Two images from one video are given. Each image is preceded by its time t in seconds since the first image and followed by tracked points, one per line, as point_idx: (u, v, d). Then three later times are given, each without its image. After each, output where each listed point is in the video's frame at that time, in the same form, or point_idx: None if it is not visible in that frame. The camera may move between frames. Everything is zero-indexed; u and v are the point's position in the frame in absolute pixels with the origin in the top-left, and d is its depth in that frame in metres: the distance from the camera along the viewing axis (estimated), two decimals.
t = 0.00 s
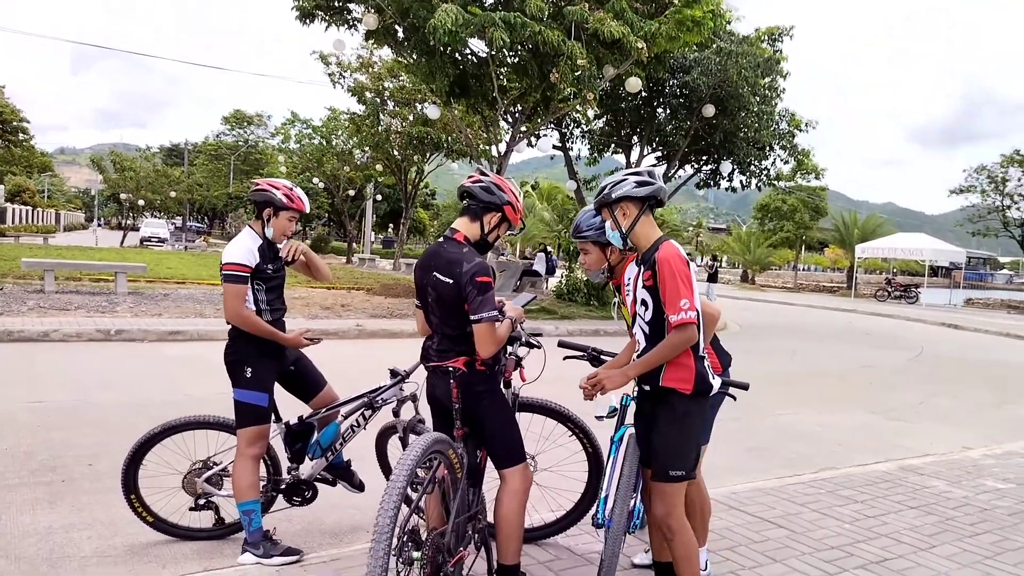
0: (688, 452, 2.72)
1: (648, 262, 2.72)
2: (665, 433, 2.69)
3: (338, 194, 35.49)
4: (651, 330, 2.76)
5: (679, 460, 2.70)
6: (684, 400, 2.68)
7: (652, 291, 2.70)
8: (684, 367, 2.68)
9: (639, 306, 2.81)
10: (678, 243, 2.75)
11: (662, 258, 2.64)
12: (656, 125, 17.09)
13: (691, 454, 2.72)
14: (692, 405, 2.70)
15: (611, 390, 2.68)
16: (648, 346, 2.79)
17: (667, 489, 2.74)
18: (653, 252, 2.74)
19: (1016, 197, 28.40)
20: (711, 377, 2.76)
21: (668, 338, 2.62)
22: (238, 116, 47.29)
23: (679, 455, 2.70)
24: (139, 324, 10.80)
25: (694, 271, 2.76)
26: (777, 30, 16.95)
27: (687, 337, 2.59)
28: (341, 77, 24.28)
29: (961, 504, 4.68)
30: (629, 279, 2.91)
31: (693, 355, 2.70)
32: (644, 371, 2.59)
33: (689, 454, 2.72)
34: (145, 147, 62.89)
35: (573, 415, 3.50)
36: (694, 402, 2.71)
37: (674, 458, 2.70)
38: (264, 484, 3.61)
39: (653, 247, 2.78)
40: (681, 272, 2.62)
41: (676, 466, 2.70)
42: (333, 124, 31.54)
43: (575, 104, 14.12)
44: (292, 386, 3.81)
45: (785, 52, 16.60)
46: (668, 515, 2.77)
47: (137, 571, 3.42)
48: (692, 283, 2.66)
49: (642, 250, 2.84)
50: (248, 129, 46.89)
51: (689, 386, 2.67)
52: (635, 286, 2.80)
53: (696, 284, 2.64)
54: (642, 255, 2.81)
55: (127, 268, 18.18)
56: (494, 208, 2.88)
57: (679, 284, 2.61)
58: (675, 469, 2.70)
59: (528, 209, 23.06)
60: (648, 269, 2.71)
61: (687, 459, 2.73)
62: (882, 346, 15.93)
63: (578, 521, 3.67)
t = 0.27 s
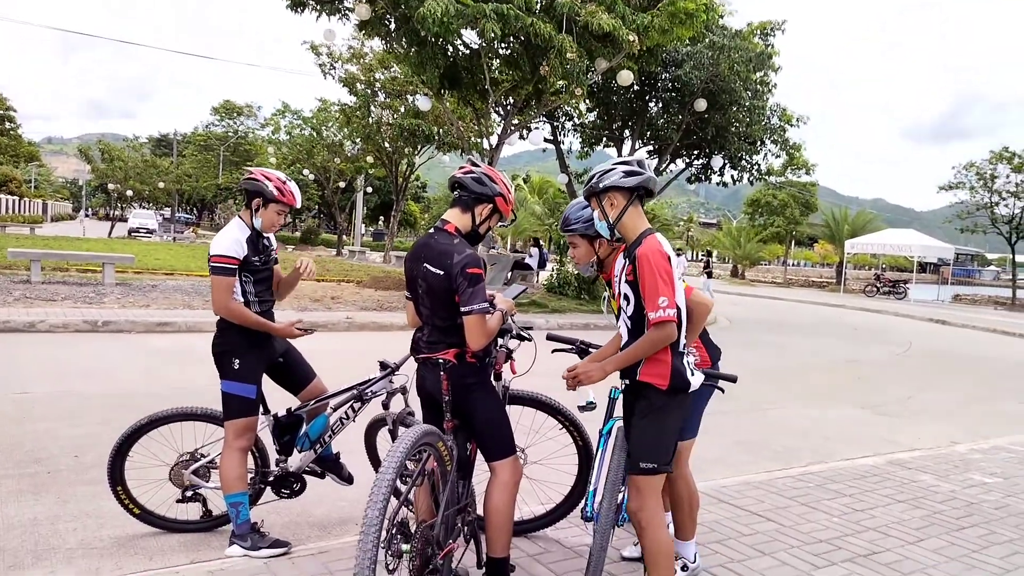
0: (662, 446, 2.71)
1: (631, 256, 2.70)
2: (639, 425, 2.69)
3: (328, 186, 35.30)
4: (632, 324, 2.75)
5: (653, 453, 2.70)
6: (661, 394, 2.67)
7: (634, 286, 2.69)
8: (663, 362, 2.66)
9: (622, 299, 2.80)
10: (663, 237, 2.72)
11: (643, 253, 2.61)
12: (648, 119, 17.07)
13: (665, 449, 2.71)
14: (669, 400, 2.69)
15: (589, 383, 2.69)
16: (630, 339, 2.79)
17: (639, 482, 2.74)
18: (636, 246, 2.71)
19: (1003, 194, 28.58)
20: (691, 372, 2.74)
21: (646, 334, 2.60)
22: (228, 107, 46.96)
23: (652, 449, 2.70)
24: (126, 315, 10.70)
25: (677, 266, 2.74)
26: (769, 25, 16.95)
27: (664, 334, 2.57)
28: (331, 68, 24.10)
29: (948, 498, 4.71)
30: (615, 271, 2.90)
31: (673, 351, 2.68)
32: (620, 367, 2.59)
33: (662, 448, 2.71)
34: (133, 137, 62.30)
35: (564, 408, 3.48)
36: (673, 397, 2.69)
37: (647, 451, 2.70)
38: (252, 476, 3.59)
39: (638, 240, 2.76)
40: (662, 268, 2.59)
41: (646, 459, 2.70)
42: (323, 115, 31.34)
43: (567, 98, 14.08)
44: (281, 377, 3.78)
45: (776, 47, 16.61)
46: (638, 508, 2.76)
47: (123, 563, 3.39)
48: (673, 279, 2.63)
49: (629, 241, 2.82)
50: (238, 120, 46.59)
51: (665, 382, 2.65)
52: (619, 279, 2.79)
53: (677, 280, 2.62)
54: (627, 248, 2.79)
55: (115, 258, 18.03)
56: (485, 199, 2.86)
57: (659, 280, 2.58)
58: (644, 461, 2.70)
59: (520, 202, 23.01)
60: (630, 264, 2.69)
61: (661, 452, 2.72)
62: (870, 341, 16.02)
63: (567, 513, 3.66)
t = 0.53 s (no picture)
0: (646, 452, 2.69)
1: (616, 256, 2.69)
2: (621, 428, 2.69)
3: (325, 176, 35.18)
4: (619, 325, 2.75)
5: (632, 456, 2.68)
6: (645, 398, 2.67)
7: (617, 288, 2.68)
8: (644, 368, 2.65)
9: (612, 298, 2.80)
10: (650, 235, 2.69)
11: (623, 255, 2.60)
12: (646, 110, 17.04)
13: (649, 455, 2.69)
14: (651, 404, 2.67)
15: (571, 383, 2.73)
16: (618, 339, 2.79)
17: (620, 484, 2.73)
18: (622, 245, 2.70)
19: (1000, 188, 28.60)
20: (677, 378, 2.70)
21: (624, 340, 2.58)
22: (224, 96, 46.78)
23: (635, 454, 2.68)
24: (123, 305, 10.69)
25: (664, 267, 2.69)
26: (768, 17, 16.91)
27: (641, 341, 2.55)
28: (329, 57, 23.99)
29: (943, 490, 4.75)
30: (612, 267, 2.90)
31: (654, 356, 2.65)
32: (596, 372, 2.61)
33: (644, 454, 2.68)
34: (129, 126, 61.97)
35: (564, 399, 3.49)
36: (657, 403, 2.68)
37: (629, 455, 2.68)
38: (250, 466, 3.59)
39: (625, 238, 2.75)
40: (641, 272, 2.56)
41: (624, 464, 2.67)
42: (320, 105, 31.21)
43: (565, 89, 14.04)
44: (280, 367, 3.78)
45: (775, 39, 16.57)
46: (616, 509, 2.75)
47: (123, 551, 3.40)
48: (654, 284, 2.59)
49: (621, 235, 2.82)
50: (234, 109, 46.43)
51: (648, 388, 2.66)
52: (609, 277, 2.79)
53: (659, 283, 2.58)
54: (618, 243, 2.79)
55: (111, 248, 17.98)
56: (487, 190, 2.87)
57: (638, 285, 2.56)
58: (625, 466, 2.68)
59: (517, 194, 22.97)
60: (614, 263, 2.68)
61: (641, 456, 2.69)
62: (866, 334, 16.06)
63: (566, 504, 3.68)
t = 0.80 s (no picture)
0: (644, 454, 2.66)
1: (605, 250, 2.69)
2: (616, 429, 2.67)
3: (324, 170, 35.09)
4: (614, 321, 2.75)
5: (629, 459, 2.65)
6: (640, 399, 2.63)
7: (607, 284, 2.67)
8: (634, 366, 2.63)
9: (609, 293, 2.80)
10: (639, 227, 2.64)
11: (608, 250, 2.59)
12: (646, 105, 17.00)
13: (645, 457, 2.65)
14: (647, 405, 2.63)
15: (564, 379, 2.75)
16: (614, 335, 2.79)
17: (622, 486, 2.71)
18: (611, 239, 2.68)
19: (999, 184, 28.58)
20: (673, 378, 2.65)
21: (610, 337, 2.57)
22: (223, 88, 46.62)
23: (630, 457, 2.64)
24: (122, 297, 10.65)
25: (656, 260, 2.64)
26: (770, 12, 16.85)
27: (624, 339, 2.53)
28: (328, 50, 23.88)
29: (945, 486, 4.75)
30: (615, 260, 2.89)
31: (645, 354, 2.63)
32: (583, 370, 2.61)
33: (641, 456, 2.65)
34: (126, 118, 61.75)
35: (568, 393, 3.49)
36: (654, 403, 2.63)
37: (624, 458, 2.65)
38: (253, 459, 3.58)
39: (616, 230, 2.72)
40: (625, 267, 2.54)
41: (621, 468, 2.65)
42: (319, 98, 31.10)
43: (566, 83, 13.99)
44: (283, 359, 3.77)
45: (776, 34, 16.52)
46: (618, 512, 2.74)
47: (125, 544, 3.39)
48: (640, 279, 2.55)
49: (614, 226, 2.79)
50: (233, 102, 46.32)
51: (642, 387, 2.63)
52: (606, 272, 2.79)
53: (645, 278, 2.55)
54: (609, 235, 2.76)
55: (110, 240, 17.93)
56: (493, 181, 2.86)
57: (620, 282, 2.54)
58: (621, 469, 2.65)
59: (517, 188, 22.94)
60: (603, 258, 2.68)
61: (637, 459, 2.65)
62: (865, 330, 16.06)
63: (570, 498, 3.67)
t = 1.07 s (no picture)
0: (653, 461, 2.55)
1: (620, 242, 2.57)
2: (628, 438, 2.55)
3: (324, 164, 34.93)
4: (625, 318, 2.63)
5: (646, 469, 2.56)
6: (651, 402, 2.52)
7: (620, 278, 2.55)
8: (646, 367, 2.52)
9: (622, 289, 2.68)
10: (657, 218, 2.52)
11: (623, 240, 2.47)
12: (650, 99, 16.89)
13: (655, 463, 2.55)
14: (659, 410, 2.52)
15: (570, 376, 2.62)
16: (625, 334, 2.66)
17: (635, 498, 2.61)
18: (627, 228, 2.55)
19: (1003, 181, 28.45)
20: (686, 381, 2.52)
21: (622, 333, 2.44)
22: (223, 81, 46.49)
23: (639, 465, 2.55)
24: (122, 291, 10.57)
25: (673, 254, 2.52)
26: (775, 6, 16.71)
27: (637, 335, 2.40)
28: (329, 43, 23.73)
29: (959, 486, 4.68)
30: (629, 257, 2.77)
31: (656, 356, 2.51)
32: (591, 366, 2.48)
33: (650, 464, 2.55)
34: (126, 111, 61.49)
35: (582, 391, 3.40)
36: (664, 407, 2.52)
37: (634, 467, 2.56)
38: (263, 457, 3.52)
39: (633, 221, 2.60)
40: (641, 258, 2.41)
41: (638, 478, 2.56)
42: (320, 91, 30.92)
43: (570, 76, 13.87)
44: (291, 356, 3.70)
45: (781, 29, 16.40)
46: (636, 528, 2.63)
47: (129, 544, 3.31)
48: (656, 271, 2.43)
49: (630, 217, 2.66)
50: (233, 95, 46.20)
51: (653, 391, 2.51)
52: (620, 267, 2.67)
53: (661, 271, 2.43)
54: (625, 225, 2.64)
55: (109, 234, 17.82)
56: (508, 174, 2.79)
57: (636, 272, 2.41)
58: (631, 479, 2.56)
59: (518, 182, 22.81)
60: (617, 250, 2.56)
61: (653, 468, 2.56)
62: (868, 327, 15.98)
63: (581, 499, 3.60)
